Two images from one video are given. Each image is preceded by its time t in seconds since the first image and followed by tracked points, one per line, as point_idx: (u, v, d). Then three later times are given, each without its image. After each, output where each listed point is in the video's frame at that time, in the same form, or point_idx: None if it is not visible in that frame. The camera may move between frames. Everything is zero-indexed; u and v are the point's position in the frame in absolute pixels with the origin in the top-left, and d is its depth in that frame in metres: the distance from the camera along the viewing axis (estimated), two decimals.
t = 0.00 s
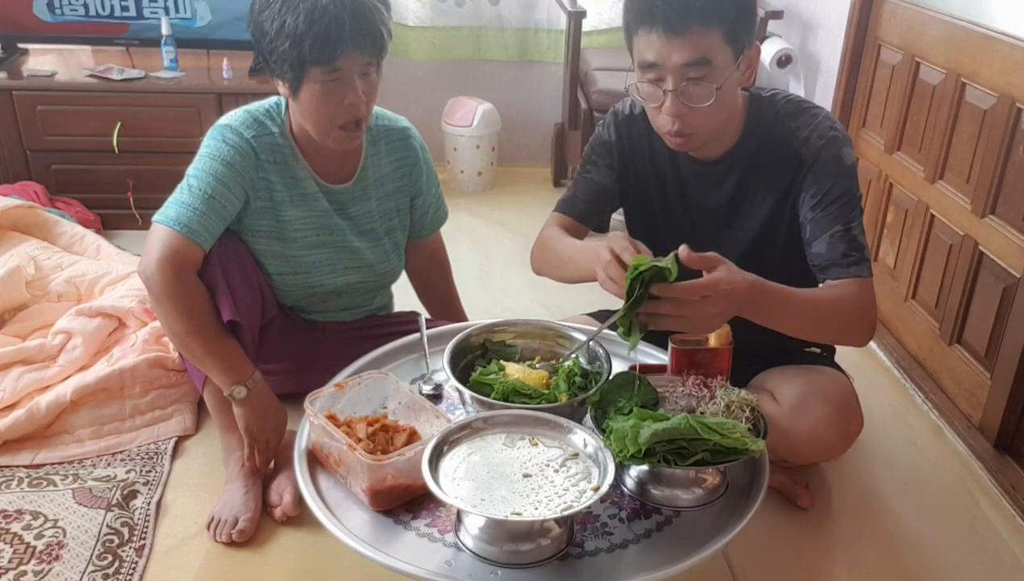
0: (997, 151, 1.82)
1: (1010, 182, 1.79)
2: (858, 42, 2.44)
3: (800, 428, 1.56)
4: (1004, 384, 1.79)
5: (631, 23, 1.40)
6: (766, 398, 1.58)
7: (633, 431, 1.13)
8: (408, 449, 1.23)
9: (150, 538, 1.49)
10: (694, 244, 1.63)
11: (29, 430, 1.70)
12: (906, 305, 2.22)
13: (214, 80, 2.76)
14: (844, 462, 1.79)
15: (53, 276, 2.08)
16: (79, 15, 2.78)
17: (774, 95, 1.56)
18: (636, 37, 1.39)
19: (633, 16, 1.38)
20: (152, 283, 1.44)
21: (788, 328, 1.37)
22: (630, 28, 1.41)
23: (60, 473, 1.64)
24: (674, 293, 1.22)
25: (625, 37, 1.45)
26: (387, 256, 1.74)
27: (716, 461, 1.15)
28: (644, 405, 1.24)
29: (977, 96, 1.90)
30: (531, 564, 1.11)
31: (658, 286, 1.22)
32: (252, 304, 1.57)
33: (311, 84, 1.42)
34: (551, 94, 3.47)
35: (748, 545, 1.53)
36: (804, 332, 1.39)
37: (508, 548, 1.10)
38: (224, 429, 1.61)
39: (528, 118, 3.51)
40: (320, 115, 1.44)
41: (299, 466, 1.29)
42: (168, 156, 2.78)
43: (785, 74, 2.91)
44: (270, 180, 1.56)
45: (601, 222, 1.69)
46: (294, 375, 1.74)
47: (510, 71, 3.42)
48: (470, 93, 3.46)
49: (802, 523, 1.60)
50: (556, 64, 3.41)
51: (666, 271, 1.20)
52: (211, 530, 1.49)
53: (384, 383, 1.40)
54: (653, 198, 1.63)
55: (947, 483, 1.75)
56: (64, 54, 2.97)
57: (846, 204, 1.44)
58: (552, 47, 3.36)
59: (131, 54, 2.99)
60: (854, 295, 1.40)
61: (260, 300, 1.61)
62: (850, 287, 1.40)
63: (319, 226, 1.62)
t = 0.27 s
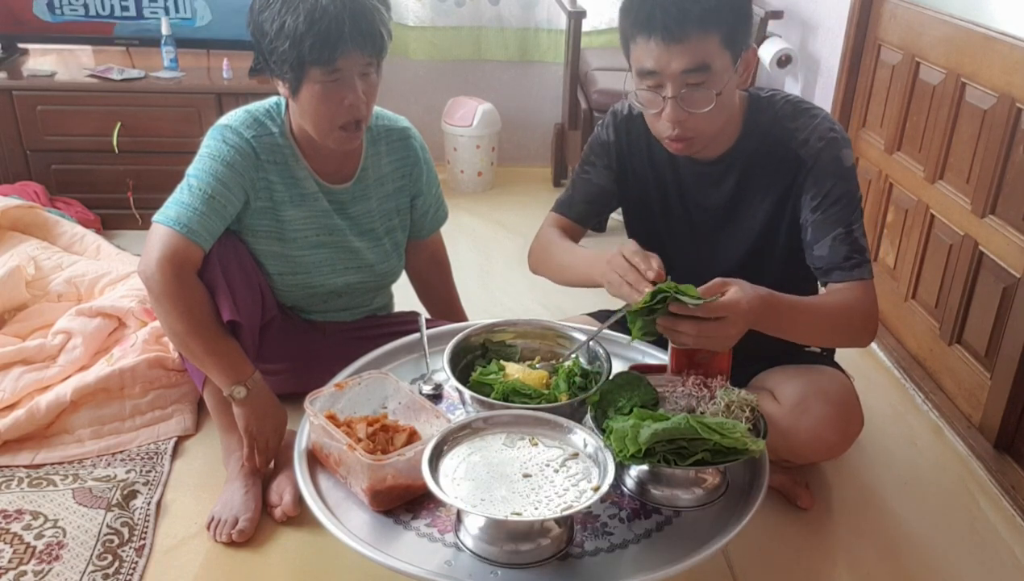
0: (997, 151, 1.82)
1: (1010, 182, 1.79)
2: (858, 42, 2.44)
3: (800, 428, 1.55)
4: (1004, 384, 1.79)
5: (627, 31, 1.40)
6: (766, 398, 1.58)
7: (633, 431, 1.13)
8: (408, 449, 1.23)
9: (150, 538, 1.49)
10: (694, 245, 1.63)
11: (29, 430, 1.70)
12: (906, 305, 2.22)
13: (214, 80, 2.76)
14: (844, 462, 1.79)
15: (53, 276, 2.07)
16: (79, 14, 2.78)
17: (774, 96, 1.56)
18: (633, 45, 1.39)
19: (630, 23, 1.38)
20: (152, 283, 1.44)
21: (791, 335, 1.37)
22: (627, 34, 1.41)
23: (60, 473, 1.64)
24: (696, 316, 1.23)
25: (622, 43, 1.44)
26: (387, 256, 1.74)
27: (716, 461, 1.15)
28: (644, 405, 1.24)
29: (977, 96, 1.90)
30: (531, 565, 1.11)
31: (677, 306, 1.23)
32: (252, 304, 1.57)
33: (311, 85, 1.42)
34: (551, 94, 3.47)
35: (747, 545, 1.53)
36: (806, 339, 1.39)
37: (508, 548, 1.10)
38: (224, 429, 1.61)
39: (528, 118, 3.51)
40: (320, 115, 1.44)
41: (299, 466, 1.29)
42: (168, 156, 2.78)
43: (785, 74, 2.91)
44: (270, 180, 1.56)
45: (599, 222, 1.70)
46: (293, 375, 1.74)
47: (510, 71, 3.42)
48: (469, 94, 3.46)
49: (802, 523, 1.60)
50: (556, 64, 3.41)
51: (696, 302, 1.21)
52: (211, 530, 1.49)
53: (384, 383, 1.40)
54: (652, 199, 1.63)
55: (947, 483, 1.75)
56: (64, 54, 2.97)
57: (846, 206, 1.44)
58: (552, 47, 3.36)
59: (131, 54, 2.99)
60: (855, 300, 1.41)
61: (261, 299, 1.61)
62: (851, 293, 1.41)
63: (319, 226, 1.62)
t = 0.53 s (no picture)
0: (997, 151, 1.82)
1: (1010, 182, 1.79)
2: (858, 42, 2.44)
3: (800, 428, 1.55)
4: (1004, 384, 1.79)
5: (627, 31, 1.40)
6: (766, 398, 1.58)
7: (634, 431, 1.13)
8: (408, 449, 1.23)
9: (150, 538, 1.49)
10: (694, 244, 1.63)
11: (29, 430, 1.70)
12: (906, 305, 2.22)
13: (214, 80, 2.76)
14: (844, 462, 1.79)
15: (53, 276, 2.08)
16: (80, 14, 2.78)
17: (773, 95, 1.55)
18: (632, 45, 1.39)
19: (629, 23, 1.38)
20: (152, 283, 1.44)
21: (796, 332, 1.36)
22: (626, 38, 1.41)
23: (60, 473, 1.64)
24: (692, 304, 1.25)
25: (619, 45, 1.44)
26: (387, 256, 1.74)
27: (716, 462, 1.15)
28: (644, 405, 1.24)
29: (977, 96, 1.90)
30: (531, 565, 1.11)
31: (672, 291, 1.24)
32: (252, 304, 1.57)
33: (311, 85, 1.42)
34: (551, 94, 3.47)
35: (747, 546, 1.53)
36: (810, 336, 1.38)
37: (508, 549, 1.10)
38: (224, 429, 1.61)
39: (528, 118, 3.51)
40: (320, 116, 1.44)
41: (299, 466, 1.29)
42: (169, 156, 2.78)
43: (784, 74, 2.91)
44: (270, 180, 1.56)
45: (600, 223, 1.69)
46: (293, 375, 1.74)
47: (510, 71, 3.42)
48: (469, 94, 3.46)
49: (802, 523, 1.60)
50: (556, 64, 3.41)
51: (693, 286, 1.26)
52: (211, 530, 1.49)
53: (384, 383, 1.40)
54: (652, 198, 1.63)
55: (947, 483, 1.75)
56: (64, 54, 2.97)
57: (848, 204, 1.44)
58: (552, 47, 3.36)
59: (131, 54, 2.99)
60: (862, 295, 1.40)
61: (261, 299, 1.61)
62: (858, 287, 1.40)
63: (319, 225, 1.62)
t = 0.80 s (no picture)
0: (997, 151, 1.82)
1: (1010, 182, 1.79)
2: (858, 42, 2.44)
3: (800, 428, 1.55)
4: (1004, 384, 1.79)
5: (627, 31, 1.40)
6: (766, 398, 1.58)
7: (634, 431, 1.13)
8: (408, 449, 1.23)
9: (150, 538, 1.49)
10: (695, 243, 1.63)
11: (29, 430, 1.70)
12: (906, 305, 2.22)
13: (214, 80, 2.76)
14: (844, 462, 1.79)
15: (53, 276, 2.07)
16: (79, 14, 2.78)
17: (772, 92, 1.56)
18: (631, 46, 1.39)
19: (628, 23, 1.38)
20: (152, 283, 1.44)
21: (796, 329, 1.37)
22: (624, 38, 1.41)
23: (60, 473, 1.64)
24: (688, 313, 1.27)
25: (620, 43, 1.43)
26: (387, 256, 1.74)
27: (716, 461, 1.15)
28: (644, 404, 1.24)
29: (977, 96, 1.90)
30: (531, 565, 1.11)
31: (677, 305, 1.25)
32: (252, 304, 1.57)
33: (311, 86, 1.42)
34: (551, 94, 3.47)
35: (747, 546, 1.53)
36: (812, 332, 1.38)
37: (508, 549, 1.10)
38: (224, 429, 1.61)
39: (528, 118, 3.51)
40: (321, 116, 1.44)
41: (299, 466, 1.29)
42: (169, 156, 2.78)
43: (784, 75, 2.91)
44: (270, 180, 1.56)
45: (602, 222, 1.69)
46: (293, 375, 1.74)
47: (510, 71, 3.42)
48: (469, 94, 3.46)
49: (802, 523, 1.60)
50: (556, 64, 3.41)
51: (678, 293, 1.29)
52: (211, 530, 1.49)
53: (384, 383, 1.40)
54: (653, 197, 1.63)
55: (947, 483, 1.75)
56: (64, 55, 2.97)
57: (847, 198, 1.44)
58: (552, 47, 3.36)
59: (131, 54, 2.99)
60: (862, 290, 1.40)
61: (261, 300, 1.61)
62: (858, 282, 1.40)
63: (319, 225, 1.62)
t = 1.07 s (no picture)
0: (997, 151, 1.82)
1: (1010, 182, 1.79)
2: (858, 42, 2.44)
3: (800, 428, 1.55)
4: (1004, 384, 1.79)
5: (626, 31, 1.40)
6: (766, 398, 1.58)
7: (634, 431, 1.13)
8: (408, 449, 1.23)
9: (150, 538, 1.49)
10: (695, 241, 1.63)
11: (29, 430, 1.70)
12: (906, 305, 2.22)
13: (214, 80, 2.76)
14: (844, 462, 1.79)
15: (53, 276, 2.08)
16: (80, 14, 2.78)
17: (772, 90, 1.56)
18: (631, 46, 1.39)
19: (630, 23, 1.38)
20: (152, 283, 1.44)
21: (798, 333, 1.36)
22: (627, 37, 1.41)
23: (60, 473, 1.64)
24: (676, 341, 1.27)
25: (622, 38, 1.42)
26: (387, 257, 1.74)
27: (716, 461, 1.15)
28: (644, 404, 1.24)
29: (977, 96, 1.90)
30: (531, 565, 1.11)
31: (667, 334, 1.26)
32: (252, 304, 1.57)
33: (312, 85, 1.42)
34: (551, 94, 3.47)
35: (748, 546, 1.53)
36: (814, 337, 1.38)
37: (508, 549, 1.10)
38: (224, 429, 1.61)
39: (528, 118, 3.52)
40: (321, 116, 1.44)
41: (299, 466, 1.29)
42: (168, 156, 2.78)
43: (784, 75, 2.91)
44: (270, 180, 1.56)
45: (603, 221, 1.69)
46: (293, 375, 1.74)
47: (510, 71, 3.42)
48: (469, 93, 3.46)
49: (802, 523, 1.60)
50: (556, 64, 3.41)
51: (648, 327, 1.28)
52: (211, 530, 1.49)
53: (384, 383, 1.40)
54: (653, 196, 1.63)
55: (948, 483, 1.75)
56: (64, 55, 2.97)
57: (848, 196, 1.44)
58: (552, 47, 3.36)
59: (131, 54, 2.99)
60: (863, 290, 1.40)
61: (261, 300, 1.61)
62: (859, 281, 1.40)
63: (319, 225, 1.62)
